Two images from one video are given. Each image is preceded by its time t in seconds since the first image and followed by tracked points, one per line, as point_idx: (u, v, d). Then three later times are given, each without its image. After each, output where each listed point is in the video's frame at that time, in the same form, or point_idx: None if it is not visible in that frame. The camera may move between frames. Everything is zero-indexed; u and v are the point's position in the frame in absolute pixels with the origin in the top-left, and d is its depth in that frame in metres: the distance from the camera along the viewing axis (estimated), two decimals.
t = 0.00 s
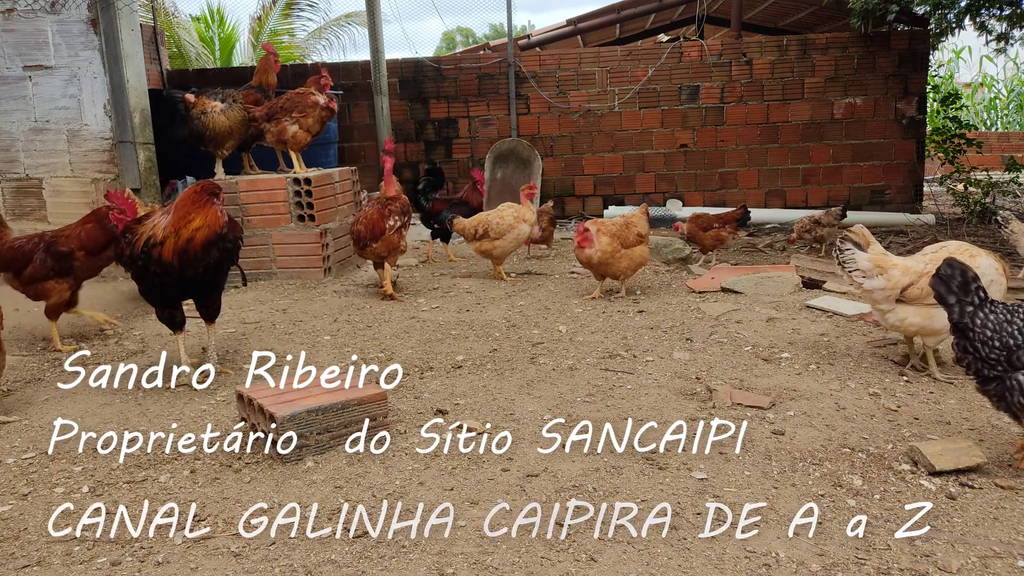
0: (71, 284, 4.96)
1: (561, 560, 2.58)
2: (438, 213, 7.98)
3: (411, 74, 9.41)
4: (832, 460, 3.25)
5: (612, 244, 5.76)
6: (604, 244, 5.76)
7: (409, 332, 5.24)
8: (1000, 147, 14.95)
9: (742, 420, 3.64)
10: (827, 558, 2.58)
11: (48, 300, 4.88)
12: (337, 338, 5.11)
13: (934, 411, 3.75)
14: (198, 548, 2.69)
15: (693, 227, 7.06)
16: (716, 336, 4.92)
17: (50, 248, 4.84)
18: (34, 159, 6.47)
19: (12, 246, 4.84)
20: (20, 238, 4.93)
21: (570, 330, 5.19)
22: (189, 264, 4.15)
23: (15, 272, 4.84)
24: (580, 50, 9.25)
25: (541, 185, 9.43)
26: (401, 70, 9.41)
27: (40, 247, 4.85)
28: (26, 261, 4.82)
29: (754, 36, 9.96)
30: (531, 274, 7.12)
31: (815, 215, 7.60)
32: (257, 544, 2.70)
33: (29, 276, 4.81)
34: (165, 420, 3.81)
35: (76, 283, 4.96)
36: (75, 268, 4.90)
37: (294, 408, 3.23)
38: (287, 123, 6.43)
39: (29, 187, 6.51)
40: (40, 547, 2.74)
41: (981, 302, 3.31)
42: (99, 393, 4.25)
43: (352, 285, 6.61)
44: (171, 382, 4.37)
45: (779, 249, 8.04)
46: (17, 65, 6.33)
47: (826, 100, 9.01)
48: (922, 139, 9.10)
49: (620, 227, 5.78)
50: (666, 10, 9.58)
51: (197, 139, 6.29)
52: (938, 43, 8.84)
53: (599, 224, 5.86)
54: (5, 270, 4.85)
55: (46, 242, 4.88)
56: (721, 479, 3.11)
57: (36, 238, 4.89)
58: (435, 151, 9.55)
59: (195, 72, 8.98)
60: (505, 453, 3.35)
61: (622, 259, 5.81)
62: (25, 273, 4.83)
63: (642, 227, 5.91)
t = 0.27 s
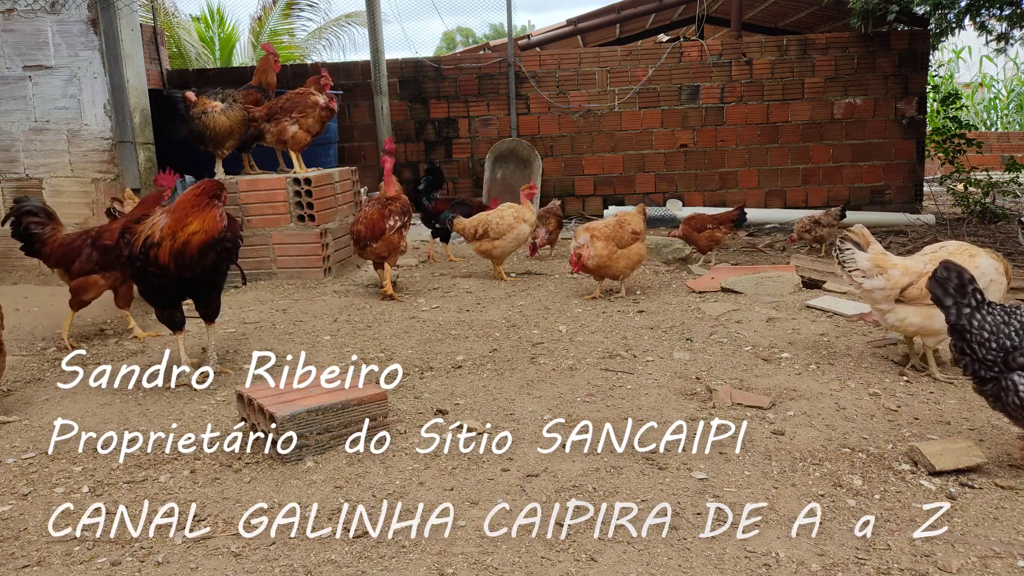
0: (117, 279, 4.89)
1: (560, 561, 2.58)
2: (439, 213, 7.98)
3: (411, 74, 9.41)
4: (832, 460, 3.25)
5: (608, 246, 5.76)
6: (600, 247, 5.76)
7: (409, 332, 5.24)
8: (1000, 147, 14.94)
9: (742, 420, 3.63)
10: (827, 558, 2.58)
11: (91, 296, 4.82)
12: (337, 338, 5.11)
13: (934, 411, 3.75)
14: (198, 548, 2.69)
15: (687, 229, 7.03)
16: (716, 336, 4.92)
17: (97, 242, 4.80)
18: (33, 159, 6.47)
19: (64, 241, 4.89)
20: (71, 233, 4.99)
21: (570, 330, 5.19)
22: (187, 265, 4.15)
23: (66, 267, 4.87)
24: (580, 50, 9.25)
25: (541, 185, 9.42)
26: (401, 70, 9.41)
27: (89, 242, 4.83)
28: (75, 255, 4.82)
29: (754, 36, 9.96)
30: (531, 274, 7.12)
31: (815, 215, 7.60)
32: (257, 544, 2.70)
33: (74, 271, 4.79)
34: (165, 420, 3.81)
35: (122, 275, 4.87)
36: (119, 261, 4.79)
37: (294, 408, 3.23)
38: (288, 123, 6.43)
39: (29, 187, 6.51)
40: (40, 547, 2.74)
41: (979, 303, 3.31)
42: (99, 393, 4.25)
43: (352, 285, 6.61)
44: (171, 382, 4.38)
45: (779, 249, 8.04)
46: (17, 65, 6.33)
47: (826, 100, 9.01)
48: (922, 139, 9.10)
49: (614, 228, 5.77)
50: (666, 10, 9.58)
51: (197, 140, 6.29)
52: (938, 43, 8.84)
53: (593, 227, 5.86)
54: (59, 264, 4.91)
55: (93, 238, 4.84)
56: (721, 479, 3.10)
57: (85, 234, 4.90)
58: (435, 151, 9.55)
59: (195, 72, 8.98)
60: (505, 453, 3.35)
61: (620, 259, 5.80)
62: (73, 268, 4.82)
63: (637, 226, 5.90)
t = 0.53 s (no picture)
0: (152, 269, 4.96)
1: (561, 561, 2.58)
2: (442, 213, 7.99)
3: (411, 74, 9.41)
4: (832, 460, 3.25)
5: (601, 246, 5.75)
6: (593, 247, 5.75)
7: (409, 332, 5.24)
8: (1000, 147, 14.94)
9: (742, 420, 3.64)
10: (827, 558, 2.59)
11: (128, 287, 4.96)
12: (337, 338, 5.11)
13: (934, 411, 3.75)
14: (198, 548, 2.69)
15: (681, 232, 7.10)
16: (716, 336, 4.92)
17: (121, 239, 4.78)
18: (34, 159, 6.47)
19: (89, 239, 4.89)
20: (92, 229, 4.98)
21: (570, 330, 5.19)
22: (186, 266, 4.15)
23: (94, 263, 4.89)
24: (580, 50, 9.25)
25: (541, 185, 9.42)
26: (401, 70, 9.41)
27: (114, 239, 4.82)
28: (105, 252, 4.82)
29: (754, 36, 9.96)
30: (531, 274, 7.12)
31: (815, 216, 7.60)
32: (257, 544, 2.70)
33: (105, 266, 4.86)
34: (165, 420, 3.81)
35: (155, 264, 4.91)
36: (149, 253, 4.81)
37: (294, 408, 3.23)
38: (287, 123, 6.43)
39: (29, 187, 6.52)
40: (40, 547, 2.74)
41: (987, 302, 3.31)
42: (99, 393, 4.25)
43: (352, 285, 6.61)
44: (171, 382, 4.38)
45: (779, 249, 8.04)
46: (17, 65, 6.33)
47: (826, 100, 9.01)
48: (922, 139, 9.10)
49: (606, 228, 5.77)
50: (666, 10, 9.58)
51: (197, 140, 6.29)
52: (938, 43, 8.84)
53: (585, 229, 5.84)
54: (85, 261, 4.92)
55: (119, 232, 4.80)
56: (721, 479, 3.11)
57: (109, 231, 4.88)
58: (435, 151, 9.55)
59: (195, 72, 8.98)
60: (505, 453, 3.35)
61: (614, 258, 5.80)
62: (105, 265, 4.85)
63: (628, 224, 5.90)
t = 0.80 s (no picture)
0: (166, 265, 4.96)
1: (561, 560, 2.58)
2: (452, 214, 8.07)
3: (411, 74, 9.41)
4: (833, 460, 3.26)
5: (598, 246, 5.75)
6: (590, 247, 5.74)
7: (409, 332, 5.24)
8: (1000, 147, 14.94)
9: (742, 420, 3.64)
10: (827, 557, 2.58)
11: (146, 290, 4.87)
12: (337, 338, 5.11)
13: (934, 411, 3.75)
14: (198, 548, 2.69)
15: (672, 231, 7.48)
16: (716, 336, 4.92)
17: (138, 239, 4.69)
18: (34, 159, 6.47)
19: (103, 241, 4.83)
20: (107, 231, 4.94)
21: (570, 330, 5.20)
22: (184, 265, 4.15)
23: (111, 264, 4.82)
24: (580, 51, 9.25)
25: (541, 185, 9.42)
26: (401, 70, 9.41)
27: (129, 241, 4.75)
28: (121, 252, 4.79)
29: (755, 36, 9.96)
30: (531, 274, 7.12)
31: (813, 216, 7.62)
32: (257, 544, 2.70)
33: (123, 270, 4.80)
34: (165, 420, 3.82)
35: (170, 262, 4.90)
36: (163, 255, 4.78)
37: (294, 408, 3.23)
38: (287, 123, 6.43)
39: (29, 187, 6.52)
40: (40, 547, 2.74)
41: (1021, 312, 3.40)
42: (99, 393, 4.25)
43: (352, 285, 6.60)
44: (171, 382, 4.38)
45: (779, 249, 8.04)
46: (17, 65, 6.33)
47: (826, 100, 9.01)
48: (922, 139, 9.10)
49: (602, 228, 5.78)
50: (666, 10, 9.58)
51: (197, 140, 6.29)
52: (938, 43, 8.84)
53: (581, 229, 5.83)
54: (102, 262, 4.87)
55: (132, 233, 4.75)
56: (721, 479, 3.11)
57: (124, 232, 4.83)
58: (435, 151, 9.55)
59: (195, 73, 8.98)
60: (505, 453, 3.34)
61: (610, 257, 5.81)
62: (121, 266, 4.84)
63: (622, 224, 5.96)
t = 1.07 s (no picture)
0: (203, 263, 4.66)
1: (561, 561, 2.58)
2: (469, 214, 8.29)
3: (411, 74, 9.41)
4: (832, 460, 3.26)
5: (598, 251, 5.74)
6: (590, 252, 5.73)
7: (409, 332, 5.24)
8: (1000, 147, 14.94)
9: (742, 420, 3.64)
10: (827, 558, 2.58)
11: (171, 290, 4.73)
12: (337, 338, 5.11)
13: (934, 411, 3.75)
14: (198, 548, 2.69)
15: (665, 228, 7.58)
16: (716, 336, 4.92)
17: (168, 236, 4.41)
18: (33, 159, 6.46)
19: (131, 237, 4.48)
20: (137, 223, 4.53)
21: (569, 330, 5.20)
22: (181, 266, 4.15)
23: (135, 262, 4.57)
24: (580, 51, 9.25)
25: (541, 185, 9.42)
26: (401, 70, 9.41)
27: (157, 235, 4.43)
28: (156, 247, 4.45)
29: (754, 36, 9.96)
30: (531, 274, 7.12)
31: (812, 216, 7.63)
32: (257, 544, 2.70)
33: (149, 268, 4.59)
34: (165, 420, 3.82)
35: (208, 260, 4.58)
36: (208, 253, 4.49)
37: (294, 408, 3.23)
38: (288, 123, 6.43)
39: (29, 187, 6.52)
40: (40, 547, 2.74)
41: None
42: (99, 393, 4.25)
43: (352, 285, 6.61)
44: (171, 382, 4.38)
45: (779, 249, 8.04)
46: (17, 65, 6.33)
47: (826, 100, 9.01)
48: (922, 139, 9.10)
49: (603, 233, 5.76)
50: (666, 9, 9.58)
51: (197, 140, 6.30)
52: (938, 43, 8.84)
53: (581, 232, 5.81)
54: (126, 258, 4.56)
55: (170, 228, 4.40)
56: (721, 479, 3.11)
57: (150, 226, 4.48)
58: (436, 151, 9.55)
59: (195, 73, 8.98)
60: (505, 453, 3.35)
61: (609, 263, 5.82)
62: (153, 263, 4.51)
63: (623, 228, 5.94)
